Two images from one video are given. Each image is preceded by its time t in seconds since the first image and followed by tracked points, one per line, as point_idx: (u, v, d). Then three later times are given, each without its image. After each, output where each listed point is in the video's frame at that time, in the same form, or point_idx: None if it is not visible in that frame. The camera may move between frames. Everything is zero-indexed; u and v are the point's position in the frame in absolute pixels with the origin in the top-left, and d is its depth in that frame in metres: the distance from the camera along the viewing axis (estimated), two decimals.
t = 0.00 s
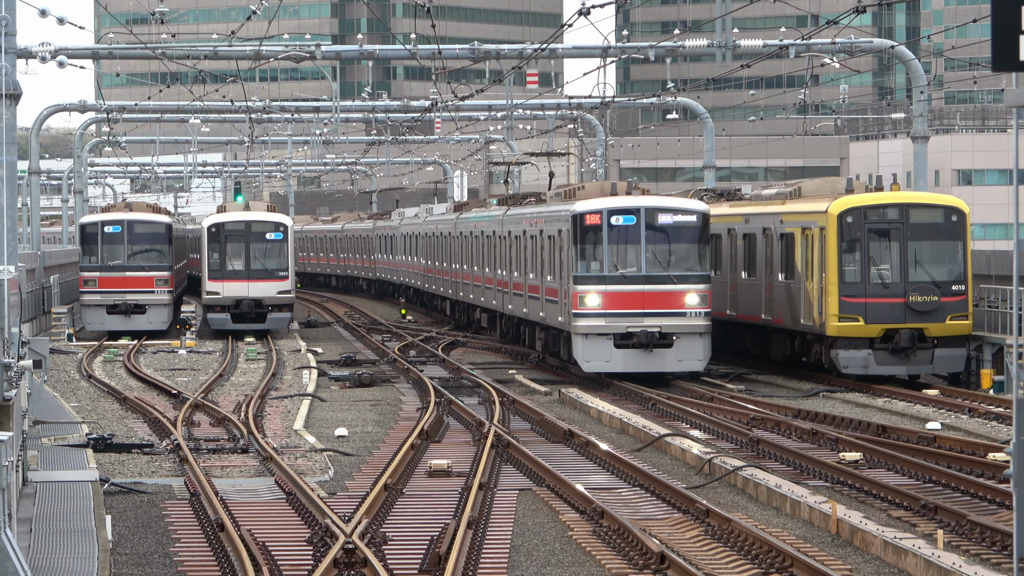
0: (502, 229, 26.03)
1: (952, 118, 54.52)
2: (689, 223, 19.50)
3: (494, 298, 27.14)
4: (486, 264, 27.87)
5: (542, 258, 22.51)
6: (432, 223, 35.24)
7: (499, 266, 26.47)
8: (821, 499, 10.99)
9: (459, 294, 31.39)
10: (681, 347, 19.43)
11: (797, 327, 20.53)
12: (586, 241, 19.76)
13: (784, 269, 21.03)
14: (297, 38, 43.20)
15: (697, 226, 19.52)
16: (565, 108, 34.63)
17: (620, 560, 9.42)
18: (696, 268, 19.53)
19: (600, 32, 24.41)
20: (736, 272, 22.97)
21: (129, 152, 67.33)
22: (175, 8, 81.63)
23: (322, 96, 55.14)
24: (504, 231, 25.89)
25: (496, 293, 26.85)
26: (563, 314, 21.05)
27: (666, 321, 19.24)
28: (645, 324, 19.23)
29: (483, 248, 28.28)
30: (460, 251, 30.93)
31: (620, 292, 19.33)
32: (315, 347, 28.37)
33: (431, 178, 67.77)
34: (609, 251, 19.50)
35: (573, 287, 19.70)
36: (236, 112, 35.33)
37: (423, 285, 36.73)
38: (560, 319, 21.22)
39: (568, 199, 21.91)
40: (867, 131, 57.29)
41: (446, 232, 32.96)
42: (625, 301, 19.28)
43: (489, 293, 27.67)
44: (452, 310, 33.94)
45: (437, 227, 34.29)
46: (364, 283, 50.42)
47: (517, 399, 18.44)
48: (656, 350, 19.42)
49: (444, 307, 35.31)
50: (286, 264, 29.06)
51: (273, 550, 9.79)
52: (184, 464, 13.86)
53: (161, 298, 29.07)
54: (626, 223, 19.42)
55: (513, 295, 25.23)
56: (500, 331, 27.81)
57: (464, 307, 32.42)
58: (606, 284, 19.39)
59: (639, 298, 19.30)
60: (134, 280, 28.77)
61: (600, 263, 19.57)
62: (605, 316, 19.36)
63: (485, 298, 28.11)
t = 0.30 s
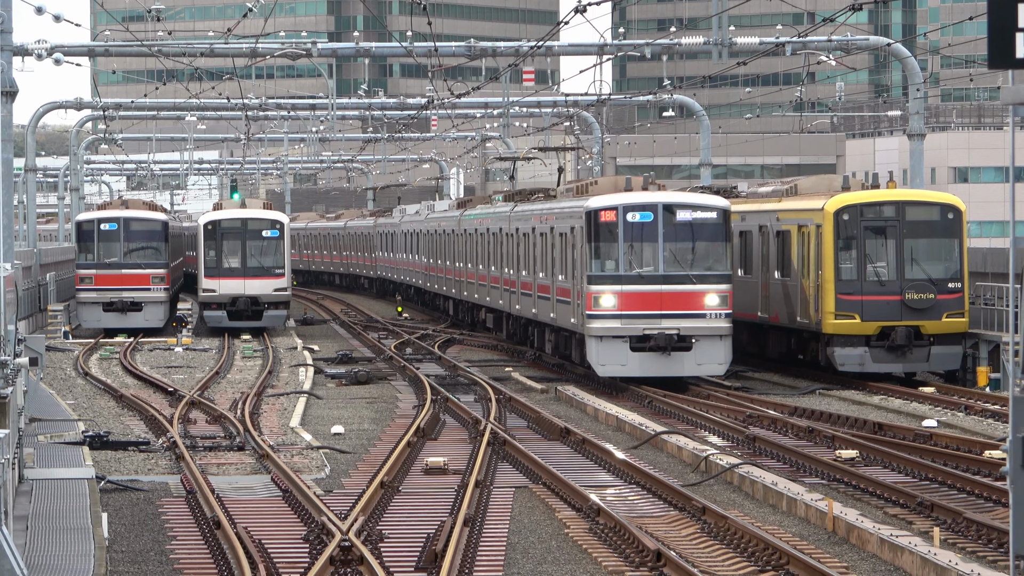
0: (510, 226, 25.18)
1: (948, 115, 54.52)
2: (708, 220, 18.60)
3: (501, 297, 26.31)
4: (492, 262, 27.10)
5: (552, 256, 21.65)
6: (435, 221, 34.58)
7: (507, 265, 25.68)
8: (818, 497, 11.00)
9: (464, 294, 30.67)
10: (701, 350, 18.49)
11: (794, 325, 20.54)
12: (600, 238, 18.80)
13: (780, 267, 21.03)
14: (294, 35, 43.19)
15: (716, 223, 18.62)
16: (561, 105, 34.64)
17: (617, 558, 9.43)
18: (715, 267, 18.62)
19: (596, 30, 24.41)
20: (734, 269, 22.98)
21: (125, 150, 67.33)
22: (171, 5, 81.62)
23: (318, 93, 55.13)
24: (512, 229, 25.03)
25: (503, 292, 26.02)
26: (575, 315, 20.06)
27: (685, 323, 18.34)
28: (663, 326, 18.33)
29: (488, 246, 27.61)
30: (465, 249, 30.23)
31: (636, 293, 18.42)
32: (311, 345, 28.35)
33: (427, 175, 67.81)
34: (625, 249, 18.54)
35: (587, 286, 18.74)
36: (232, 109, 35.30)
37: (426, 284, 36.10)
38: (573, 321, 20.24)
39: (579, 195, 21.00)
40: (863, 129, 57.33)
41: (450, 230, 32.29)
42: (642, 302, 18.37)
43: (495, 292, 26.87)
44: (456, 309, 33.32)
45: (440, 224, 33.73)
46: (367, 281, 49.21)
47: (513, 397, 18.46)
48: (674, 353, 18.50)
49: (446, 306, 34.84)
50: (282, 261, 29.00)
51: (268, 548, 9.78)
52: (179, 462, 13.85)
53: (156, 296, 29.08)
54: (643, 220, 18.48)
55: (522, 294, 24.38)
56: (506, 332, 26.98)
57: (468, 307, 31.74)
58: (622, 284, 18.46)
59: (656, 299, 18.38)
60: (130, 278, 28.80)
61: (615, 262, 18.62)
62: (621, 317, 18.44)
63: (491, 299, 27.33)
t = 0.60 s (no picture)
0: (518, 223, 24.30)
1: (945, 112, 54.54)
2: (731, 216, 17.74)
3: (508, 297, 25.43)
4: (499, 261, 26.25)
5: (564, 255, 20.70)
6: (439, 217, 33.82)
7: (514, 263, 24.82)
8: (816, 494, 11.00)
9: (469, 293, 29.85)
10: (723, 354, 17.65)
11: (791, 323, 20.55)
12: (618, 235, 17.91)
13: (777, 264, 21.03)
14: (291, 33, 43.15)
15: (740, 220, 17.76)
16: (559, 102, 34.64)
17: (614, 555, 9.44)
18: (738, 266, 17.75)
19: (593, 27, 24.41)
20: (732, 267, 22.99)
21: (122, 147, 67.37)
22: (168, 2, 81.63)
23: (314, 91, 55.14)
24: (520, 226, 24.14)
25: (511, 292, 25.14)
26: (592, 317, 18.94)
27: (707, 325, 17.49)
28: (684, 328, 17.47)
29: (494, 244, 26.87)
30: (470, 247, 29.44)
31: (655, 294, 17.55)
32: (309, 342, 28.37)
33: (425, 172, 67.86)
34: (644, 247, 17.66)
35: (603, 286, 17.88)
36: (229, 107, 35.28)
37: (429, 283, 35.42)
38: (587, 323, 19.27)
39: (593, 190, 20.07)
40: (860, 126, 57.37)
41: (455, 227, 31.51)
42: (662, 303, 17.50)
43: (502, 292, 26.03)
44: (461, 309, 32.63)
45: (444, 221, 33.09)
46: (370, 279, 48.44)
47: (511, 394, 18.46)
48: (696, 356, 17.65)
49: (450, 305, 34.28)
50: (280, 259, 28.99)
51: (266, 546, 9.80)
52: (177, 460, 13.85)
53: (154, 293, 29.08)
54: (663, 216, 17.61)
55: (532, 294, 23.48)
56: (512, 333, 26.13)
57: (473, 307, 30.96)
58: (641, 284, 17.60)
59: (677, 300, 17.51)
60: (128, 275, 28.79)
61: (633, 260, 17.74)
62: (639, 319, 17.58)
63: (498, 298, 26.47)
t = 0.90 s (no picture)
0: (531, 221, 23.34)
1: (944, 109, 54.52)
2: (757, 213, 16.72)
3: (520, 298, 24.50)
4: (510, 259, 25.32)
5: (582, 254, 19.72)
6: (447, 214, 32.89)
7: (526, 263, 23.88)
8: (815, 491, 11.01)
9: (478, 294, 28.94)
10: (752, 358, 16.64)
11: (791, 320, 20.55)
12: (638, 234, 16.88)
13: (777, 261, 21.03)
14: (292, 31, 43.11)
15: (768, 216, 16.75)
16: (558, 100, 34.58)
17: (614, 552, 9.45)
18: (767, 265, 16.71)
19: (593, 24, 24.35)
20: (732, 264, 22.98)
21: (122, 146, 67.37)
22: None
23: (314, 89, 55.04)
24: (534, 224, 23.17)
25: (523, 293, 24.19)
26: (610, 319, 18.10)
27: (734, 328, 16.49)
28: (709, 332, 16.46)
29: (494, 241, 26.91)
30: (479, 246, 28.54)
31: (679, 295, 16.54)
32: (308, 339, 28.40)
33: (424, 170, 67.90)
34: (666, 246, 16.63)
35: (623, 287, 16.88)
36: (229, 105, 35.24)
37: (435, 282, 34.56)
38: (607, 325, 18.29)
39: (611, 185, 19.08)
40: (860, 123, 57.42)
41: (463, 224, 30.59)
42: (686, 304, 16.50)
43: (514, 292, 25.09)
44: (467, 309, 31.81)
45: (448, 219, 32.63)
46: (374, 278, 47.65)
47: (511, 391, 18.45)
48: (721, 361, 16.64)
49: (450, 303, 34.38)
50: (280, 257, 28.98)
51: (266, 543, 9.80)
52: (177, 457, 13.86)
53: (153, 291, 29.09)
54: (686, 213, 16.58)
55: (546, 295, 22.48)
56: (524, 335, 25.19)
57: (482, 307, 30.02)
58: (664, 284, 16.59)
59: (702, 301, 16.51)
60: (127, 273, 28.76)
61: (655, 260, 16.72)
62: (661, 322, 16.58)
63: (509, 299, 25.54)
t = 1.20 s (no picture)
0: (546, 218, 22.37)
1: (946, 107, 54.44)
2: (790, 210, 15.76)
3: (535, 299, 23.55)
4: (523, 258, 24.34)
5: (603, 254, 18.79)
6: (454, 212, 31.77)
7: (541, 262, 22.93)
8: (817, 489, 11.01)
9: (488, 294, 27.96)
10: (783, 364, 15.69)
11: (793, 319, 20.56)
12: (664, 232, 15.96)
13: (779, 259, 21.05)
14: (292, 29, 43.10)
15: (801, 213, 15.80)
16: (560, 97, 34.54)
17: (616, 550, 9.45)
18: (800, 266, 15.77)
19: (594, 22, 24.34)
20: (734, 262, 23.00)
21: (123, 144, 67.36)
22: None
23: (315, 87, 54.97)
24: (548, 221, 22.21)
25: (539, 293, 23.20)
26: (633, 322, 17.15)
27: (765, 331, 15.57)
28: (739, 335, 15.53)
29: (496, 240, 26.95)
30: (490, 244, 27.57)
31: (707, 297, 15.59)
32: (310, 337, 28.40)
33: (425, 168, 67.87)
34: (693, 244, 15.70)
35: (648, 289, 15.95)
36: (231, 103, 35.24)
37: (442, 282, 33.48)
38: (629, 329, 17.40)
39: (631, 182, 18.17)
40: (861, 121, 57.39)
41: (472, 222, 29.56)
42: (714, 306, 15.55)
43: (528, 292, 24.10)
44: (477, 310, 30.69)
45: (450, 218, 32.64)
46: (381, 277, 46.67)
47: (512, 389, 18.45)
48: (752, 366, 15.73)
49: (450, 301, 34.46)
50: (281, 255, 28.97)
51: (268, 542, 9.80)
52: (179, 456, 13.86)
53: (155, 289, 29.09)
54: (714, 210, 15.66)
55: (563, 296, 21.52)
56: (538, 337, 24.19)
57: (493, 308, 28.94)
58: (691, 286, 15.66)
59: (731, 303, 15.57)
60: (129, 272, 28.75)
61: (682, 260, 15.79)
62: (689, 325, 15.63)
63: (523, 299, 24.55)
